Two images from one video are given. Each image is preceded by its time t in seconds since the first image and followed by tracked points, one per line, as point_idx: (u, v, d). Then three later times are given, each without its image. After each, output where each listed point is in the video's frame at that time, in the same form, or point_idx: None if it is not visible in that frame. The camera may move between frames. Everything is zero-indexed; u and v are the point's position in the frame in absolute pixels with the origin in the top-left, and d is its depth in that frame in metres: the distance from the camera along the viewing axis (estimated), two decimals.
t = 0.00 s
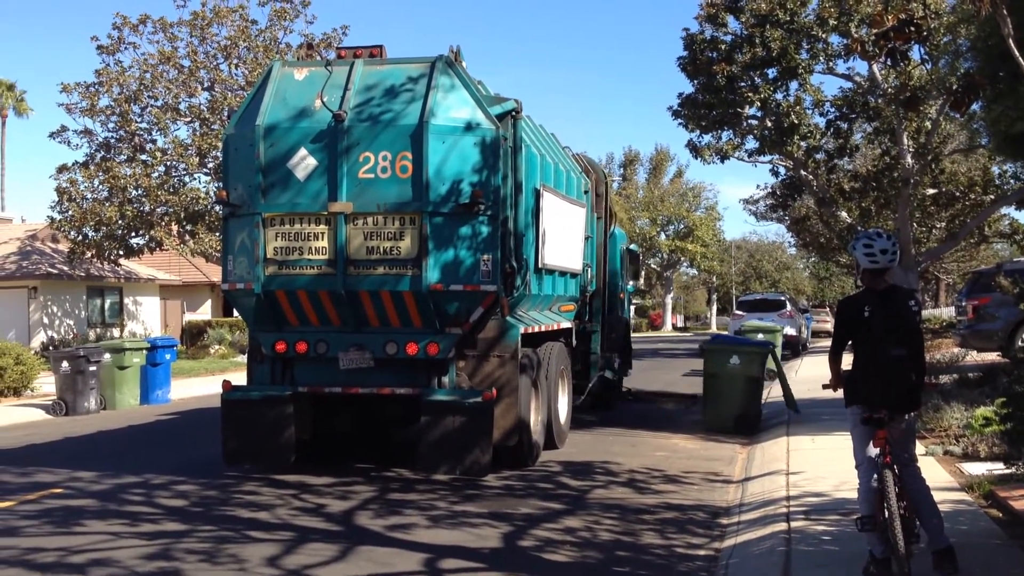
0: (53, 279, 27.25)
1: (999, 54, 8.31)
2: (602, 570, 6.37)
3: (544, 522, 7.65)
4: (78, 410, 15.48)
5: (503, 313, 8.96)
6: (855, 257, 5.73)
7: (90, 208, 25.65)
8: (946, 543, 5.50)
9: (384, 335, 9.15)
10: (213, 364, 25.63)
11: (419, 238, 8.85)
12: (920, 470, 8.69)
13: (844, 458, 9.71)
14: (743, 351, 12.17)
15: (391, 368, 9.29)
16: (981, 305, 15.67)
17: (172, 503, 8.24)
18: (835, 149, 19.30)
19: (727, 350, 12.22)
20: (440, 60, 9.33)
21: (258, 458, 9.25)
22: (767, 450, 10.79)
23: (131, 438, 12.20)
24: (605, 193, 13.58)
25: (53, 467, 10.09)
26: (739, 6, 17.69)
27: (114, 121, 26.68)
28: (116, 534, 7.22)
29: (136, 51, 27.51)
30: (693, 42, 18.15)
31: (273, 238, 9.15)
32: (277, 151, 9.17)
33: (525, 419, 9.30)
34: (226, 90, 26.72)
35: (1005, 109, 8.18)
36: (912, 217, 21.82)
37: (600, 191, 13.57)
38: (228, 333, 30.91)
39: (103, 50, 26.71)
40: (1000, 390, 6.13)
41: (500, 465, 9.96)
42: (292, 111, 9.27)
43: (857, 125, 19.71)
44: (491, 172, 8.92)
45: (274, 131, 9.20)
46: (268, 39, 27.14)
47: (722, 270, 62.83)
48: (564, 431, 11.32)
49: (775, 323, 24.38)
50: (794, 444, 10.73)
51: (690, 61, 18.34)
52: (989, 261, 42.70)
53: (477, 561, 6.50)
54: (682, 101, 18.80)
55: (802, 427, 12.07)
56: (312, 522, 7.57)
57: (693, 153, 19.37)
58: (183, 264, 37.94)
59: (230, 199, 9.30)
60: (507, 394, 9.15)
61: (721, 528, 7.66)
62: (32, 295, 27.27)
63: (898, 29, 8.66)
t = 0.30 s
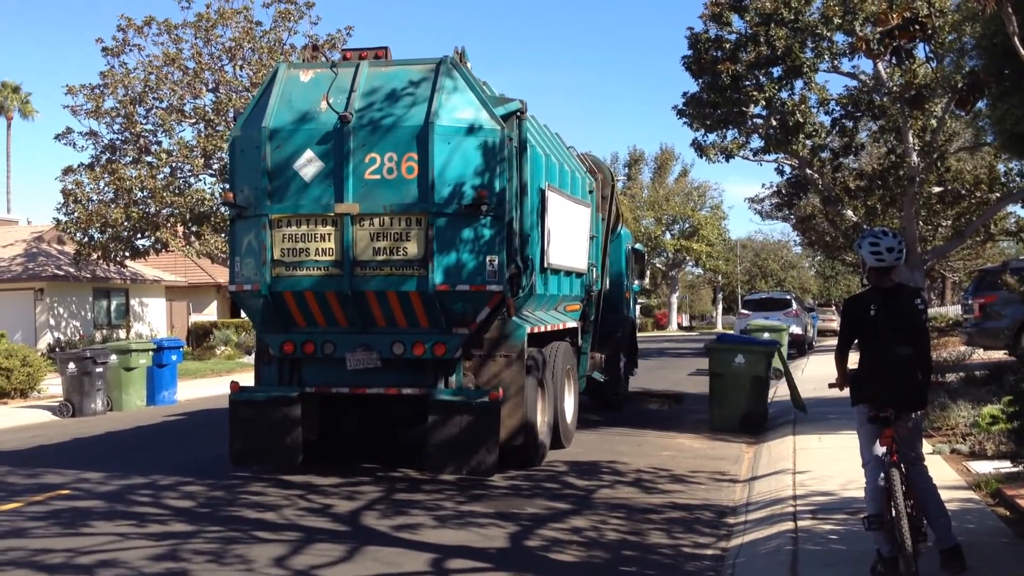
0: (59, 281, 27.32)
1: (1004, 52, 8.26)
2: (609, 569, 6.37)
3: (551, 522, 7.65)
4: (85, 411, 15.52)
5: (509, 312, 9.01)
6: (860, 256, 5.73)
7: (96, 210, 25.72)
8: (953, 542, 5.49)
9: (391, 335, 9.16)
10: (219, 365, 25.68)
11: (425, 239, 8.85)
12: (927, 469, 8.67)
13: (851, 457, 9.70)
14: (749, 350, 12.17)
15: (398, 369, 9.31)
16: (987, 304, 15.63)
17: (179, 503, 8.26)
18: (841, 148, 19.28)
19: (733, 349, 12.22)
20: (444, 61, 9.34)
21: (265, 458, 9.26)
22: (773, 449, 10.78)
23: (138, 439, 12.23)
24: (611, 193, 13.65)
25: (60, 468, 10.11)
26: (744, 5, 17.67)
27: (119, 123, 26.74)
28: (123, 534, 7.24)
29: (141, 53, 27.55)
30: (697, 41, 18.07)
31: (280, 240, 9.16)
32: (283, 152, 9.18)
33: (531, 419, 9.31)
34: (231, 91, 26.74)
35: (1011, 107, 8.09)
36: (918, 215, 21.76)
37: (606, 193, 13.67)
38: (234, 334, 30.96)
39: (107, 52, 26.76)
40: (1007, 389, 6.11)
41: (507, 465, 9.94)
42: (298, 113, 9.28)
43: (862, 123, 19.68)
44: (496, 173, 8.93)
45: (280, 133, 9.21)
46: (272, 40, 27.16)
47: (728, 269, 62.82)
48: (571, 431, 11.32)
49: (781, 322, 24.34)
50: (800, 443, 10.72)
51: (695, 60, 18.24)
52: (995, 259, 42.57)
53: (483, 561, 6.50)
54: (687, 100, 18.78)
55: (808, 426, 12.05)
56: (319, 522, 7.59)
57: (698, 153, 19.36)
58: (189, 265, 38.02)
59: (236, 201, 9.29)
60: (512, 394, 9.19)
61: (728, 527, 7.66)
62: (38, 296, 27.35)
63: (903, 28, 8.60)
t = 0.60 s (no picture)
0: (66, 281, 27.40)
1: (1011, 50, 8.21)
2: (615, 568, 6.37)
3: (557, 521, 7.65)
4: (92, 411, 15.56)
5: (517, 312, 8.95)
6: (866, 255, 5.72)
7: (103, 210, 25.76)
8: (960, 540, 5.48)
9: (400, 335, 9.18)
10: (226, 364, 25.74)
11: (434, 238, 8.87)
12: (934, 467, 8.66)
13: (857, 456, 9.69)
14: (758, 349, 12.15)
15: (407, 368, 9.31)
16: (994, 302, 15.59)
17: (187, 503, 8.29)
18: (847, 146, 19.24)
19: (742, 347, 12.20)
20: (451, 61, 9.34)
21: (273, 457, 9.26)
22: (780, 448, 10.77)
23: (146, 439, 12.27)
24: (616, 193, 13.65)
25: (68, 468, 10.16)
26: (749, 3, 17.67)
27: (126, 123, 26.79)
28: (131, 534, 7.26)
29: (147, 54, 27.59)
30: (703, 39, 18.09)
31: (290, 240, 9.18)
32: (293, 154, 9.20)
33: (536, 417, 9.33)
34: (236, 91, 26.78)
35: (1016, 105, 8.17)
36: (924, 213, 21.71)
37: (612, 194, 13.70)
38: (241, 334, 31.03)
39: (114, 52, 26.82)
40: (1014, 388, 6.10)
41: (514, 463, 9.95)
42: (307, 114, 9.29)
43: (868, 121, 19.65)
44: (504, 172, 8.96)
45: (290, 135, 9.23)
46: (278, 40, 27.18)
47: (734, 267, 62.75)
48: (578, 430, 11.34)
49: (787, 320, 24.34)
50: (807, 442, 10.71)
51: (700, 59, 18.27)
52: (1002, 257, 42.42)
53: (490, 560, 6.52)
54: (692, 98, 18.77)
55: (815, 425, 12.03)
56: (326, 522, 7.60)
57: (704, 151, 19.34)
58: (196, 265, 38.11)
59: (247, 202, 9.34)
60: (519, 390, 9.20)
61: (734, 526, 7.66)
62: (46, 297, 27.43)
63: (909, 26, 8.58)
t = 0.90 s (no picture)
0: (70, 281, 27.44)
1: (1014, 49, 8.19)
2: (620, 568, 6.38)
3: (561, 521, 7.65)
4: (96, 412, 15.59)
5: (527, 312, 9.08)
6: (870, 254, 5.72)
7: (106, 210, 25.76)
8: (964, 540, 5.47)
9: (410, 334, 9.19)
10: (229, 365, 25.74)
11: (445, 240, 8.87)
12: (939, 467, 8.65)
13: (862, 455, 9.67)
14: (757, 349, 12.14)
15: (417, 368, 9.34)
16: (998, 301, 15.55)
17: (191, 503, 8.30)
18: (851, 145, 19.22)
19: (742, 347, 12.19)
20: (462, 65, 9.34)
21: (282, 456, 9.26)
22: (784, 448, 10.76)
23: (151, 439, 12.28)
24: (623, 192, 13.69)
25: (72, 468, 10.17)
26: (753, 2, 17.66)
27: (129, 124, 26.82)
28: (135, 534, 7.27)
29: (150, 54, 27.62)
30: (707, 39, 18.10)
31: (302, 241, 9.20)
32: (305, 157, 9.21)
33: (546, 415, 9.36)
34: (240, 91, 26.81)
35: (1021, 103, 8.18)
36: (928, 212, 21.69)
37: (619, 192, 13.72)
38: (244, 334, 31.06)
39: (118, 53, 26.85)
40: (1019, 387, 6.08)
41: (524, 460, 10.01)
42: (319, 118, 9.30)
43: (872, 120, 19.63)
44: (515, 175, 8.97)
45: (302, 138, 9.23)
46: (282, 41, 27.20)
47: (738, 267, 62.72)
48: (585, 428, 11.41)
49: (791, 320, 24.32)
50: (811, 441, 10.71)
51: (703, 58, 18.29)
52: (1006, 256, 42.34)
53: (494, 559, 6.52)
54: (696, 98, 18.77)
55: (819, 425, 12.02)
56: (330, 522, 7.61)
57: (708, 151, 19.34)
58: (200, 265, 38.15)
59: (260, 204, 9.38)
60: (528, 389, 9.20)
61: (739, 526, 7.65)
62: (50, 297, 27.47)
63: (913, 25, 8.56)
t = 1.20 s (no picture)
0: (72, 284, 27.47)
1: (1016, 51, 8.18)
2: (622, 572, 6.37)
3: (564, 525, 7.65)
4: (99, 415, 15.59)
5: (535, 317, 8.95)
6: (872, 257, 5.71)
7: (109, 213, 25.79)
8: (968, 544, 5.46)
9: (422, 337, 9.22)
10: (232, 368, 25.74)
11: (455, 245, 8.88)
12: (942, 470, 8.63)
13: (864, 458, 9.66)
14: (763, 351, 12.13)
15: (428, 369, 9.37)
16: (1001, 304, 15.52)
17: (193, 507, 8.30)
18: (853, 148, 19.21)
19: (746, 350, 12.19)
20: (471, 74, 9.36)
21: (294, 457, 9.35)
22: (786, 451, 10.74)
23: (154, 442, 12.28)
24: (627, 197, 13.68)
25: (75, 472, 10.17)
26: (755, 5, 17.64)
27: (132, 127, 26.86)
28: (137, 538, 7.27)
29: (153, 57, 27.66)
30: (709, 42, 18.07)
31: (316, 246, 9.21)
32: (319, 163, 9.20)
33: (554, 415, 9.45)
34: (242, 95, 26.85)
35: None
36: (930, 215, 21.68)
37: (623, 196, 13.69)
38: (247, 337, 31.08)
39: (121, 56, 26.90)
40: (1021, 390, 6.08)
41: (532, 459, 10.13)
42: (333, 125, 9.33)
43: (874, 123, 19.64)
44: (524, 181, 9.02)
45: (316, 144, 9.24)
46: (284, 44, 27.23)
47: (740, 269, 62.71)
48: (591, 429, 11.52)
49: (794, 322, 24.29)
50: (814, 444, 10.70)
51: (706, 61, 18.28)
52: (1009, 258, 42.31)
53: (496, 563, 6.51)
54: (698, 101, 18.78)
55: (821, 428, 12.00)
56: (332, 525, 7.60)
57: (710, 154, 19.34)
58: (202, 268, 38.18)
59: (275, 209, 9.42)
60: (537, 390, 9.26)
61: (741, 529, 7.64)
62: (52, 300, 27.51)
63: (915, 28, 8.54)
